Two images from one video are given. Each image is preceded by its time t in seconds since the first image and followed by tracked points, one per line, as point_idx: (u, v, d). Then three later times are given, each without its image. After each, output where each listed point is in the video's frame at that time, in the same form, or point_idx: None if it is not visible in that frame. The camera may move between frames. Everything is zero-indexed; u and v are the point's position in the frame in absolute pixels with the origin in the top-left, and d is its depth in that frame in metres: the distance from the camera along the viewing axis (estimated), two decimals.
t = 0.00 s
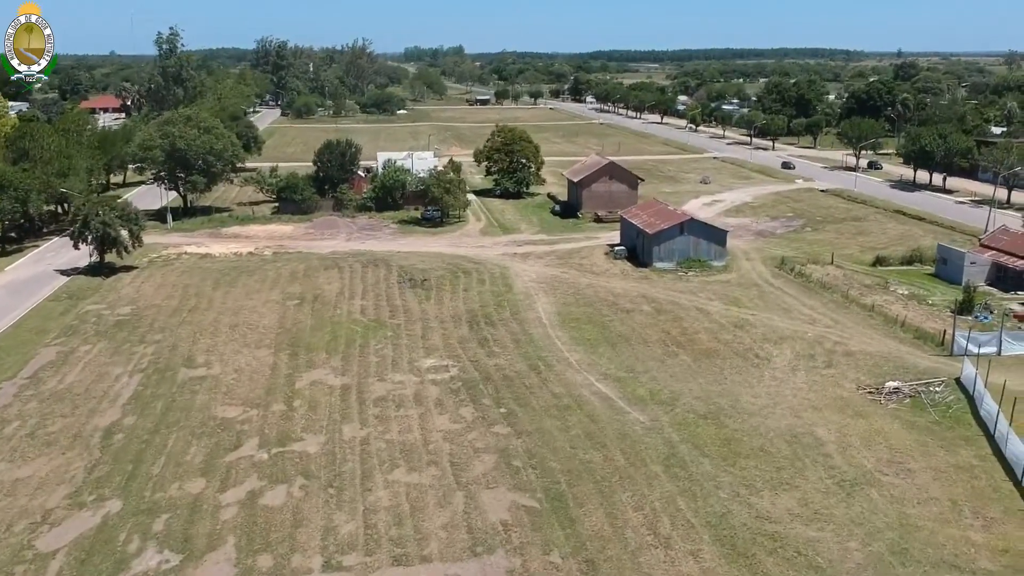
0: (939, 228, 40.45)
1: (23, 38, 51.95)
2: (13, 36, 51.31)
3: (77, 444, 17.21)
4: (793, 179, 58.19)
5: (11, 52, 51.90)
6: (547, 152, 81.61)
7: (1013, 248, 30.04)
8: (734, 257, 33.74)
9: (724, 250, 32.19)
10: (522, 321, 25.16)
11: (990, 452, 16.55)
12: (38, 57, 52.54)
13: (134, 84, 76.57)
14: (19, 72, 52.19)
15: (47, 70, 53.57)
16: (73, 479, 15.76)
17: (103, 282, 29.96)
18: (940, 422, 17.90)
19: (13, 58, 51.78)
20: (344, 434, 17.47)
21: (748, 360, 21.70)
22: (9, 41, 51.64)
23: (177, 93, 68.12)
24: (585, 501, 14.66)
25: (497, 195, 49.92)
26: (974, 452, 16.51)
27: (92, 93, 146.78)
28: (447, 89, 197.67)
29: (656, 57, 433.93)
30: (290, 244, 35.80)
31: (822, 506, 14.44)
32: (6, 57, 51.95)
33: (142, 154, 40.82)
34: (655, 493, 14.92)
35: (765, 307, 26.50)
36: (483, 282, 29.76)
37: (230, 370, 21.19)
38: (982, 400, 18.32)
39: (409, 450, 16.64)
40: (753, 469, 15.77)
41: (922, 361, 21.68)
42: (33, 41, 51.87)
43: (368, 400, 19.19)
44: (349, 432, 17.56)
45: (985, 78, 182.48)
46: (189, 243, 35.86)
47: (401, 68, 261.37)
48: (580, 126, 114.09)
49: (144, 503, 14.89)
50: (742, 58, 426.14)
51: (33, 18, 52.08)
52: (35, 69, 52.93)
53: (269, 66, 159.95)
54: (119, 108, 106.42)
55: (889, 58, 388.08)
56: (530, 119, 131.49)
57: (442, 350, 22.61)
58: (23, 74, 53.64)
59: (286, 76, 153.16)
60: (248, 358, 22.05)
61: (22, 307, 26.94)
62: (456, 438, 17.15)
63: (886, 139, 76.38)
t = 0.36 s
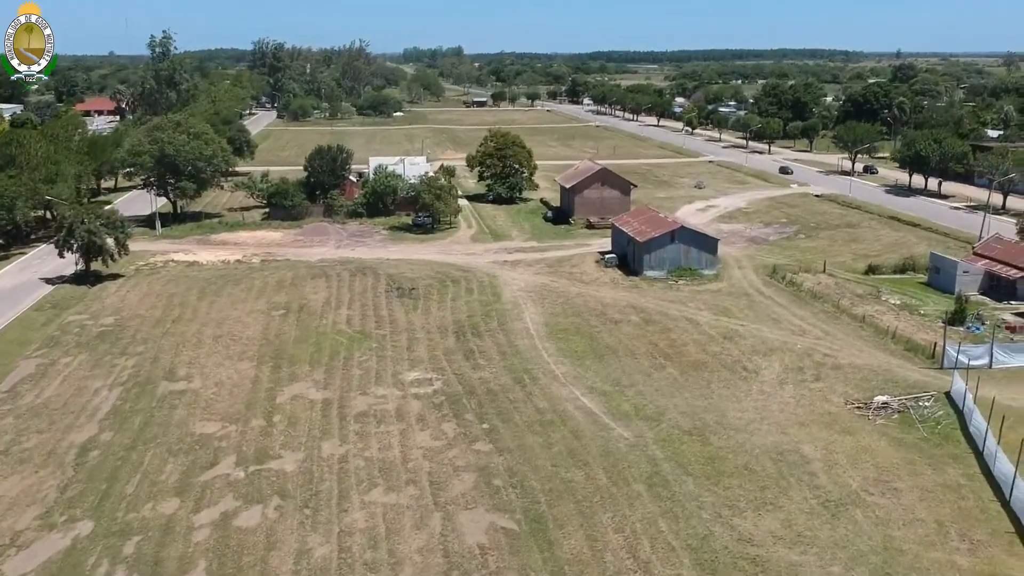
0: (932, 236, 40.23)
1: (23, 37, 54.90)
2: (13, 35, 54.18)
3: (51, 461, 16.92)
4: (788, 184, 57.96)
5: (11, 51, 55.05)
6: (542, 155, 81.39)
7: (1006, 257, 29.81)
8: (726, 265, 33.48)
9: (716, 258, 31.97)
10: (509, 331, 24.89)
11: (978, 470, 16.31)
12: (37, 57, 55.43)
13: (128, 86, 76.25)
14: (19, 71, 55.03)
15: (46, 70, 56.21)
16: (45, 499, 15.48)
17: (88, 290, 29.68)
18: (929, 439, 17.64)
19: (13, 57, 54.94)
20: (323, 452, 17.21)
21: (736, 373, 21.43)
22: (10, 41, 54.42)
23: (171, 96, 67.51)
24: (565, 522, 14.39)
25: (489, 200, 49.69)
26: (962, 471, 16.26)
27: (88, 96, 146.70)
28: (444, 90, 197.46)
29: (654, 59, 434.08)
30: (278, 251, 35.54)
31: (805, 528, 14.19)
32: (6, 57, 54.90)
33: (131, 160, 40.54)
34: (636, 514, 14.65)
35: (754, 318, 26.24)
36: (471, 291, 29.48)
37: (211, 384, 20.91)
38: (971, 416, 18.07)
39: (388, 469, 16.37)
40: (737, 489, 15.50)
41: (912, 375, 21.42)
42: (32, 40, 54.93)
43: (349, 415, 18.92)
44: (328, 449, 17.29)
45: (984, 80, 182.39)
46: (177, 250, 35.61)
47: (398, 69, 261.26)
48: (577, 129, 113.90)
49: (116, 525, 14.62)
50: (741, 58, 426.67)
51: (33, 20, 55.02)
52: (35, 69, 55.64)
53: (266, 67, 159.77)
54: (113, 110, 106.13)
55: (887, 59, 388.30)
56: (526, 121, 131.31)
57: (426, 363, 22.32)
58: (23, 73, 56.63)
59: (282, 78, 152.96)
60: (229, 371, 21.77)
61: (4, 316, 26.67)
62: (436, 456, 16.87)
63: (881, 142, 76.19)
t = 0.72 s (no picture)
0: (925, 243, 39.97)
1: (22, 38, 54.78)
2: (13, 35, 54.09)
3: (20, 482, 16.61)
4: (782, 190, 57.69)
5: (12, 51, 54.89)
6: (536, 159, 81.15)
7: (997, 268, 29.57)
8: (716, 274, 33.21)
9: (705, 267, 31.72)
10: (493, 344, 24.60)
11: (963, 491, 16.04)
12: (37, 57, 55.24)
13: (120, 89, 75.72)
14: (19, 71, 54.88)
15: (46, 70, 56.01)
16: (11, 522, 15.17)
17: (70, 301, 29.36)
18: (914, 458, 17.37)
19: (13, 57, 54.77)
20: (297, 472, 16.91)
21: (721, 389, 21.13)
22: (9, 41, 54.31)
23: (162, 100, 67.01)
24: (539, 547, 14.09)
25: (480, 207, 49.44)
26: (947, 492, 15.98)
27: (83, 98, 146.24)
28: (441, 92, 197.05)
29: (652, 61, 434.28)
30: (265, 260, 35.23)
31: (785, 553, 13.90)
32: (7, 57, 54.73)
33: (118, 167, 40.18)
34: (613, 538, 14.37)
35: (742, 330, 25.97)
36: (457, 301, 29.20)
37: (189, 400, 20.60)
38: (958, 435, 17.80)
39: (362, 490, 16.07)
40: (717, 511, 15.22)
41: (899, 390, 21.16)
42: (31, 41, 54.93)
43: (326, 433, 18.63)
44: (303, 469, 17.01)
45: (981, 82, 182.11)
46: (162, 259, 35.32)
47: (396, 71, 261.35)
48: (572, 132, 113.72)
49: (82, 549, 14.31)
50: (739, 60, 426.40)
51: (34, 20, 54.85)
52: (35, 69, 55.40)
53: (261, 70, 159.52)
54: (107, 113, 105.77)
55: (885, 61, 388.39)
56: (522, 124, 131.17)
57: (408, 377, 21.99)
58: (24, 73, 56.48)
59: (278, 81, 152.72)
60: (207, 387, 21.46)
61: None
62: (413, 476, 16.56)
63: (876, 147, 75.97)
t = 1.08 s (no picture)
0: (917, 251, 39.73)
1: (23, 38, 54.63)
2: (13, 35, 53.84)
3: None
4: (775, 195, 57.43)
5: (12, 51, 54.65)
6: (530, 163, 80.92)
7: (988, 278, 29.30)
8: (705, 284, 32.93)
9: (694, 277, 31.46)
10: (477, 356, 24.29)
11: (947, 513, 15.77)
12: (37, 57, 55.14)
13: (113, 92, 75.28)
14: (19, 72, 54.76)
15: (46, 70, 55.95)
16: None
17: (52, 311, 29.05)
18: (898, 478, 17.09)
19: (13, 57, 54.55)
20: (271, 492, 16.63)
21: (705, 404, 20.85)
22: (10, 41, 54.03)
23: (154, 105, 66.32)
24: (513, 573, 13.81)
25: (471, 212, 49.13)
26: (930, 514, 15.71)
27: (78, 100, 145.70)
28: (438, 93, 196.51)
29: (651, 62, 434.03)
30: (251, 268, 34.94)
31: None
32: (7, 56, 54.45)
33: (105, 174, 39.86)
34: (588, 563, 14.09)
35: (729, 342, 25.71)
36: (443, 311, 28.92)
37: (165, 416, 20.32)
38: (943, 454, 17.53)
39: (335, 512, 15.78)
40: (695, 535, 14.93)
41: (886, 405, 20.88)
42: (32, 41, 54.69)
43: (302, 451, 18.35)
44: (276, 489, 16.72)
45: (979, 84, 181.76)
46: (148, 267, 35.04)
47: (392, 72, 261.18)
48: (567, 135, 113.51)
49: (46, 575, 14.01)
50: (737, 61, 426.37)
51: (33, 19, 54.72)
52: (35, 69, 55.28)
53: (257, 71, 159.25)
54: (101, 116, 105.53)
55: (883, 63, 388.31)
56: (518, 126, 130.98)
57: (389, 391, 21.69)
58: (23, 73, 56.27)
59: (273, 83, 152.46)
60: (185, 402, 21.17)
61: None
62: (387, 497, 16.28)
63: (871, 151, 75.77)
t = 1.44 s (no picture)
0: (909, 259, 39.47)
1: (23, 38, 55.03)
2: (13, 35, 54.23)
3: None
4: (769, 200, 57.18)
5: (11, 51, 54.91)
6: (525, 166, 80.68)
7: (978, 288, 29.07)
8: (694, 293, 32.67)
9: (682, 286, 31.21)
10: (460, 369, 24.01)
11: (930, 536, 15.52)
12: (37, 57, 55.39)
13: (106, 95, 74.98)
14: (19, 72, 55.11)
15: (46, 70, 56.15)
16: None
17: (33, 321, 28.72)
18: (881, 498, 16.82)
19: (12, 58, 54.85)
20: (243, 513, 16.34)
21: (689, 419, 20.57)
22: (10, 41, 54.69)
23: (145, 108, 64.75)
24: None
25: (462, 218, 48.87)
26: (913, 537, 15.45)
27: (74, 102, 145.23)
28: (434, 95, 196.03)
29: (649, 62, 434.02)
30: (237, 276, 34.65)
31: None
32: (6, 57, 54.78)
33: (91, 181, 39.49)
34: None
35: (716, 354, 25.46)
36: (428, 322, 28.65)
37: (140, 432, 20.02)
38: (927, 473, 17.26)
39: (307, 535, 15.50)
40: (673, 559, 14.66)
41: (871, 421, 20.61)
42: (33, 41, 55.18)
43: (276, 470, 18.07)
44: (249, 510, 16.43)
45: (977, 86, 181.15)
46: (133, 275, 34.74)
47: (390, 73, 260.99)
48: (563, 138, 113.38)
49: None
50: (735, 62, 426.02)
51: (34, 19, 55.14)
52: (35, 69, 55.45)
53: (253, 74, 158.97)
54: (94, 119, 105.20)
55: (882, 64, 388.02)
56: (514, 129, 130.82)
57: (368, 406, 21.39)
58: (23, 73, 56.50)
59: (269, 85, 152.17)
60: (161, 417, 20.88)
61: None
62: (361, 519, 15.99)
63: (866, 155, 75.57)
